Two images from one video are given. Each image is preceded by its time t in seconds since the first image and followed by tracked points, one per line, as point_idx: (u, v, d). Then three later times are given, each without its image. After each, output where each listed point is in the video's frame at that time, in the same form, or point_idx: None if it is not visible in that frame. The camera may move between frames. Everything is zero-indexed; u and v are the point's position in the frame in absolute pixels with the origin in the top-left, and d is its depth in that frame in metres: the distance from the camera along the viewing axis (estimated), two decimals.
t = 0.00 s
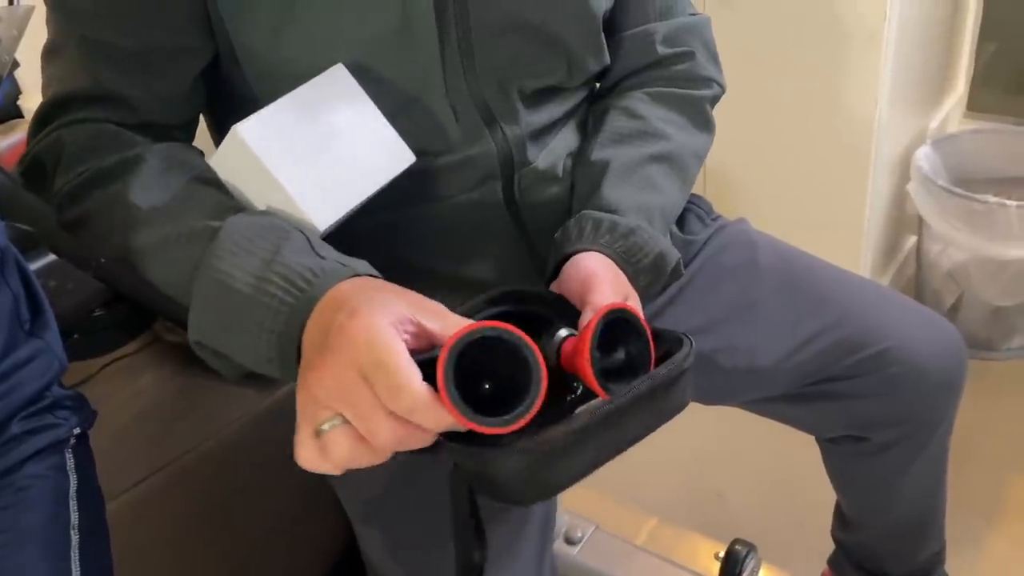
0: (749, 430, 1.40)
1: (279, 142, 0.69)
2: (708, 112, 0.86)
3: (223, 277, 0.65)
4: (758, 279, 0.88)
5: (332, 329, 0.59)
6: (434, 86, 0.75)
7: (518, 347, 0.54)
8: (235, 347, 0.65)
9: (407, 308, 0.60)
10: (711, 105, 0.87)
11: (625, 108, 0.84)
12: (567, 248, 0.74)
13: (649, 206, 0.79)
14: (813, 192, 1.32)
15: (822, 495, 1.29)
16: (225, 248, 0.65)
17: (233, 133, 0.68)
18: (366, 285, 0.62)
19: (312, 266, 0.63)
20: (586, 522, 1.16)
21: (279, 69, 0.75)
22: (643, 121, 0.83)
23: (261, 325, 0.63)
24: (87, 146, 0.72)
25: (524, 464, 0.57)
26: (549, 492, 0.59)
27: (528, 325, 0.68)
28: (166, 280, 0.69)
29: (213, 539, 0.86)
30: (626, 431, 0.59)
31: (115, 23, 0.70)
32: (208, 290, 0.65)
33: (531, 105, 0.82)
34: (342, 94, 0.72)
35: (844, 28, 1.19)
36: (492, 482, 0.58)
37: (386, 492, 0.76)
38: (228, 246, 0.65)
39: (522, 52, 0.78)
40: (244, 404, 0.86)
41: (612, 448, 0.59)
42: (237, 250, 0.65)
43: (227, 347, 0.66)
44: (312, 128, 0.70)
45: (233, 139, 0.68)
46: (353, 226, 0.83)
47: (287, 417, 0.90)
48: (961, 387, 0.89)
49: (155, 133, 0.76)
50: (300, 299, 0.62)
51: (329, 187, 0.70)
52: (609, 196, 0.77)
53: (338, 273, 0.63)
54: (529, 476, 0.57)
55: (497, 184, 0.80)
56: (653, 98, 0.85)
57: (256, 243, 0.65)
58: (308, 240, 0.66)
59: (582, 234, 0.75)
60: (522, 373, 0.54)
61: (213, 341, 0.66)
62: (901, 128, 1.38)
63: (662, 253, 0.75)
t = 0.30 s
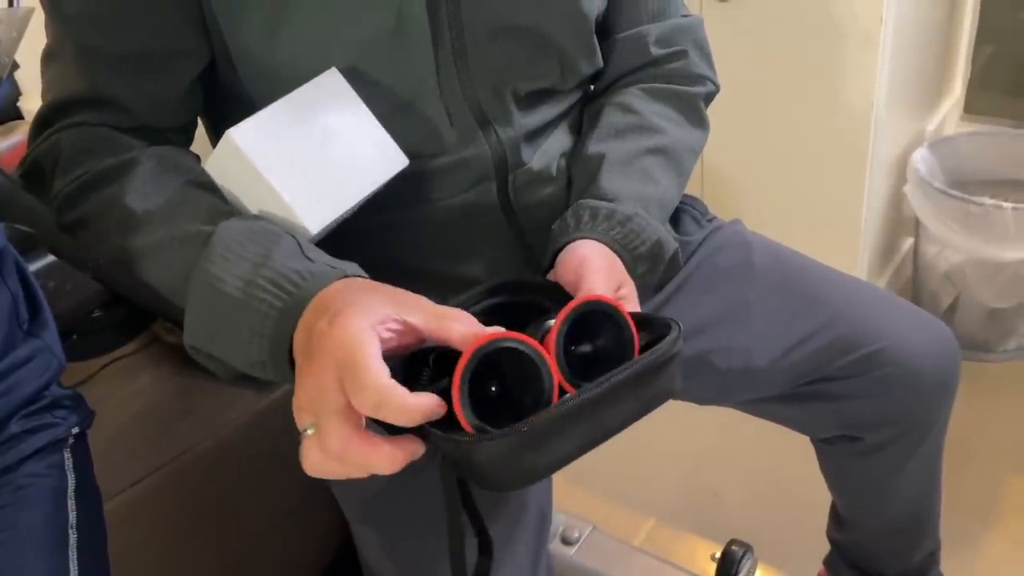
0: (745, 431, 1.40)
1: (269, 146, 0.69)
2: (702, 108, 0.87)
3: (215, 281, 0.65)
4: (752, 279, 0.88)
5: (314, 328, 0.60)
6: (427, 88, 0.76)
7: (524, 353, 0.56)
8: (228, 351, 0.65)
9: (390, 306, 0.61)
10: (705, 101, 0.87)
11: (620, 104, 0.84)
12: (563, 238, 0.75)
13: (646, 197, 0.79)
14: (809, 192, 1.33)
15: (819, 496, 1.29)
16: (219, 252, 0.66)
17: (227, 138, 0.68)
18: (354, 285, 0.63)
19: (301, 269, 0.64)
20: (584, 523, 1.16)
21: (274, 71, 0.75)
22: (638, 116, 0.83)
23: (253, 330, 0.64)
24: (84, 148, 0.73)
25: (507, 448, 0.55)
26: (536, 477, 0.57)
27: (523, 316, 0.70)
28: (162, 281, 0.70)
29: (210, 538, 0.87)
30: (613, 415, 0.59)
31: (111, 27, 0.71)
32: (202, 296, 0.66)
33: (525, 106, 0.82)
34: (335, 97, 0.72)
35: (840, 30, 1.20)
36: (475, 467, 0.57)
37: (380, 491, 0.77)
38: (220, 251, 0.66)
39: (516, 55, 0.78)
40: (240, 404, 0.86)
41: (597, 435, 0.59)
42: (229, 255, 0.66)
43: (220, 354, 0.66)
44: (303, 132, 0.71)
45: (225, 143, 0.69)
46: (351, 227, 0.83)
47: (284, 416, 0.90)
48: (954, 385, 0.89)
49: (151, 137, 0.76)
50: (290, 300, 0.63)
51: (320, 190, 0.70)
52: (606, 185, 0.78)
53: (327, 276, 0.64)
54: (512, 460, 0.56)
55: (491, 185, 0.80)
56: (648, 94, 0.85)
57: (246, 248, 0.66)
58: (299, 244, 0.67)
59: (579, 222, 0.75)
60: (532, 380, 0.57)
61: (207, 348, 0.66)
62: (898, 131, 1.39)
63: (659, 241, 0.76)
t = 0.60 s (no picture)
0: (746, 433, 1.40)
1: (257, 150, 0.70)
2: (708, 104, 0.86)
3: (198, 287, 0.66)
4: (753, 279, 0.89)
5: (288, 336, 0.60)
6: (425, 90, 0.76)
7: (545, 340, 0.57)
8: (216, 357, 0.66)
9: (348, 298, 0.59)
10: (711, 98, 0.87)
11: (629, 103, 0.84)
12: (588, 234, 0.74)
13: (664, 192, 0.78)
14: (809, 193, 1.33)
15: (819, 498, 1.29)
16: (200, 259, 0.66)
17: (213, 140, 0.69)
18: (321, 285, 0.62)
19: (278, 274, 0.64)
20: (584, 524, 1.16)
21: (273, 73, 0.75)
22: (648, 114, 0.83)
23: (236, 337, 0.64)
24: (78, 149, 0.73)
25: (530, 437, 0.56)
26: (552, 468, 0.58)
27: (546, 311, 0.69)
28: (160, 282, 0.70)
29: (211, 538, 0.87)
30: (633, 406, 0.59)
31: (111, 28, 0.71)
32: (187, 300, 0.66)
33: (523, 107, 0.82)
34: (329, 100, 0.73)
35: (843, 30, 1.20)
36: (492, 457, 0.57)
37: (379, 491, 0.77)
38: (201, 258, 0.66)
39: (514, 56, 0.78)
40: (238, 405, 0.86)
41: (616, 427, 0.59)
42: (210, 261, 0.66)
43: (208, 361, 0.66)
44: (292, 137, 0.71)
45: (213, 145, 0.69)
46: (351, 228, 0.84)
47: (283, 415, 0.91)
48: (955, 387, 0.90)
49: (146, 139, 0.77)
50: (267, 306, 0.63)
51: (306, 195, 0.70)
52: (626, 181, 0.78)
53: (306, 279, 0.64)
54: (529, 450, 0.56)
55: (490, 186, 0.80)
56: (656, 92, 0.85)
57: (225, 254, 0.66)
58: (279, 248, 0.67)
59: (603, 218, 0.75)
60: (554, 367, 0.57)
61: (196, 354, 0.67)
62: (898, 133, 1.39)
63: (684, 237, 0.76)
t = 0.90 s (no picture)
0: (748, 436, 1.40)
1: (263, 153, 0.70)
2: (721, 99, 0.86)
3: (208, 288, 0.67)
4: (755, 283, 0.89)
5: (306, 344, 0.63)
6: (425, 93, 0.76)
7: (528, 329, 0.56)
8: (227, 356, 0.67)
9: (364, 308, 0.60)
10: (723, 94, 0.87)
11: (641, 102, 0.85)
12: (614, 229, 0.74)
13: (689, 187, 0.79)
14: (810, 196, 1.33)
15: (821, 501, 1.29)
16: (208, 261, 0.67)
17: (222, 145, 0.69)
18: (327, 288, 0.63)
19: (288, 273, 0.65)
20: (586, 526, 1.17)
21: (276, 76, 0.76)
22: (662, 112, 0.83)
23: (247, 337, 0.65)
24: (83, 157, 0.73)
25: (510, 420, 0.56)
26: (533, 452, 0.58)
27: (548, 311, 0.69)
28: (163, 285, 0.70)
29: (217, 541, 0.87)
30: (623, 401, 0.57)
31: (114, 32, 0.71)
32: (197, 301, 0.67)
33: (524, 111, 0.82)
34: (333, 102, 0.73)
35: (848, 31, 1.20)
36: (476, 440, 0.57)
37: (382, 495, 0.77)
38: (209, 259, 0.67)
39: (514, 59, 0.78)
40: (240, 407, 0.87)
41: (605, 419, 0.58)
42: (218, 262, 0.67)
43: (218, 360, 0.67)
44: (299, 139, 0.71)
45: (221, 149, 0.70)
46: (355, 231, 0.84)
47: (288, 417, 0.91)
48: (956, 394, 0.90)
49: (151, 143, 0.77)
50: (277, 307, 0.64)
51: (314, 196, 0.71)
52: (648, 178, 0.78)
53: (315, 279, 0.65)
54: (511, 435, 0.56)
55: (491, 189, 0.80)
56: (668, 90, 0.85)
57: (233, 254, 0.67)
58: (287, 248, 0.67)
59: (629, 215, 0.75)
60: (538, 353, 0.56)
61: (206, 354, 0.68)
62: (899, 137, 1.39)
63: (708, 234, 0.77)
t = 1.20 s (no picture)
0: (749, 437, 1.41)
1: (273, 160, 0.71)
2: (717, 105, 0.87)
3: (226, 299, 0.68)
4: (757, 284, 0.90)
5: (328, 355, 0.64)
6: (430, 97, 0.77)
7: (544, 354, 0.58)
8: (248, 366, 0.68)
9: (388, 328, 0.62)
10: (720, 100, 0.88)
11: (639, 107, 0.85)
12: (603, 241, 0.75)
13: (680, 193, 0.79)
14: (812, 198, 1.34)
15: (822, 502, 1.30)
16: (227, 272, 0.68)
17: (234, 151, 0.71)
18: (351, 305, 0.64)
19: (310, 288, 0.66)
20: (589, 527, 1.17)
21: (283, 81, 0.77)
22: (658, 117, 0.84)
23: (271, 352, 0.67)
24: (94, 165, 0.74)
25: (526, 443, 0.58)
26: (546, 472, 0.61)
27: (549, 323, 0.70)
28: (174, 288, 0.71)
29: (223, 541, 0.88)
30: (630, 425, 0.60)
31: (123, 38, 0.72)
32: (216, 311, 0.68)
33: (529, 114, 0.83)
34: (339, 107, 0.74)
35: (847, 33, 1.21)
36: (493, 461, 0.59)
37: (388, 494, 0.78)
38: (227, 271, 0.68)
39: (517, 62, 0.79)
40: (246, 409, 0.88)
41: (612, 440, 0.61)
42: (236, 273, 0.68)
43: (239, 370, 0.69)
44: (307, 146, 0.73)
45: (233, 156, 0.71)
46: (360, 234, 0.85)
47: (290, 420, 0.91)
48: (957, 395, 0.90)
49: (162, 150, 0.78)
50: (301, 321, 0.66)
51: (323, 203, 0.72)
52: (639, 185, 0.78)
53: (336, 294, 0.66)
54: (528, 455, 0.59)
55: (496, 192, 0.81)
56: (666, 96, 0.86)
57: (251, 266, 0.68)
58: (304, 260, 0.69)
59: (616, 226, 0.76)
60: (552, 377, 0.58)
61: (225, 363, 0.69)
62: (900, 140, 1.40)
63: (698, 241, 0.77)
